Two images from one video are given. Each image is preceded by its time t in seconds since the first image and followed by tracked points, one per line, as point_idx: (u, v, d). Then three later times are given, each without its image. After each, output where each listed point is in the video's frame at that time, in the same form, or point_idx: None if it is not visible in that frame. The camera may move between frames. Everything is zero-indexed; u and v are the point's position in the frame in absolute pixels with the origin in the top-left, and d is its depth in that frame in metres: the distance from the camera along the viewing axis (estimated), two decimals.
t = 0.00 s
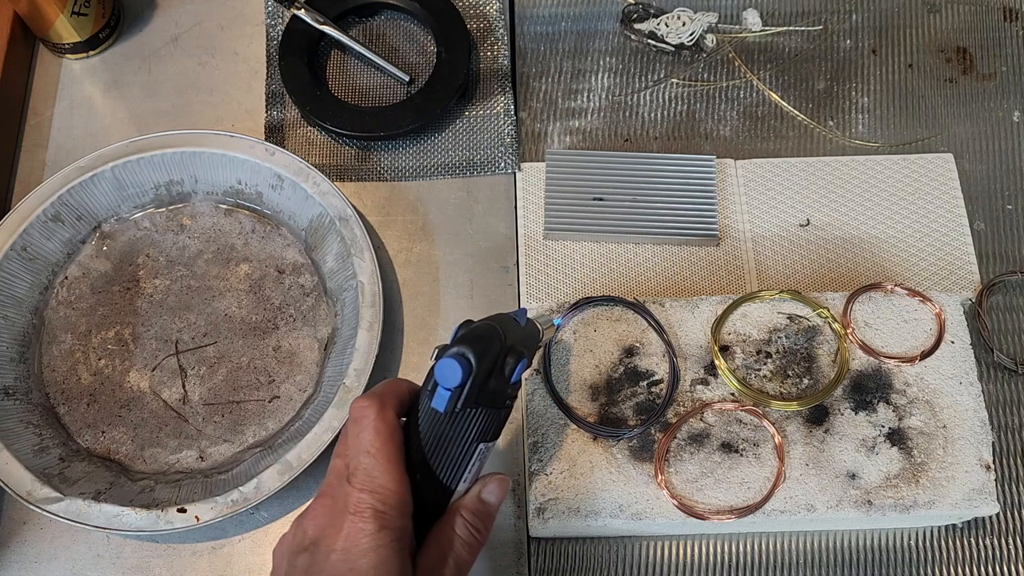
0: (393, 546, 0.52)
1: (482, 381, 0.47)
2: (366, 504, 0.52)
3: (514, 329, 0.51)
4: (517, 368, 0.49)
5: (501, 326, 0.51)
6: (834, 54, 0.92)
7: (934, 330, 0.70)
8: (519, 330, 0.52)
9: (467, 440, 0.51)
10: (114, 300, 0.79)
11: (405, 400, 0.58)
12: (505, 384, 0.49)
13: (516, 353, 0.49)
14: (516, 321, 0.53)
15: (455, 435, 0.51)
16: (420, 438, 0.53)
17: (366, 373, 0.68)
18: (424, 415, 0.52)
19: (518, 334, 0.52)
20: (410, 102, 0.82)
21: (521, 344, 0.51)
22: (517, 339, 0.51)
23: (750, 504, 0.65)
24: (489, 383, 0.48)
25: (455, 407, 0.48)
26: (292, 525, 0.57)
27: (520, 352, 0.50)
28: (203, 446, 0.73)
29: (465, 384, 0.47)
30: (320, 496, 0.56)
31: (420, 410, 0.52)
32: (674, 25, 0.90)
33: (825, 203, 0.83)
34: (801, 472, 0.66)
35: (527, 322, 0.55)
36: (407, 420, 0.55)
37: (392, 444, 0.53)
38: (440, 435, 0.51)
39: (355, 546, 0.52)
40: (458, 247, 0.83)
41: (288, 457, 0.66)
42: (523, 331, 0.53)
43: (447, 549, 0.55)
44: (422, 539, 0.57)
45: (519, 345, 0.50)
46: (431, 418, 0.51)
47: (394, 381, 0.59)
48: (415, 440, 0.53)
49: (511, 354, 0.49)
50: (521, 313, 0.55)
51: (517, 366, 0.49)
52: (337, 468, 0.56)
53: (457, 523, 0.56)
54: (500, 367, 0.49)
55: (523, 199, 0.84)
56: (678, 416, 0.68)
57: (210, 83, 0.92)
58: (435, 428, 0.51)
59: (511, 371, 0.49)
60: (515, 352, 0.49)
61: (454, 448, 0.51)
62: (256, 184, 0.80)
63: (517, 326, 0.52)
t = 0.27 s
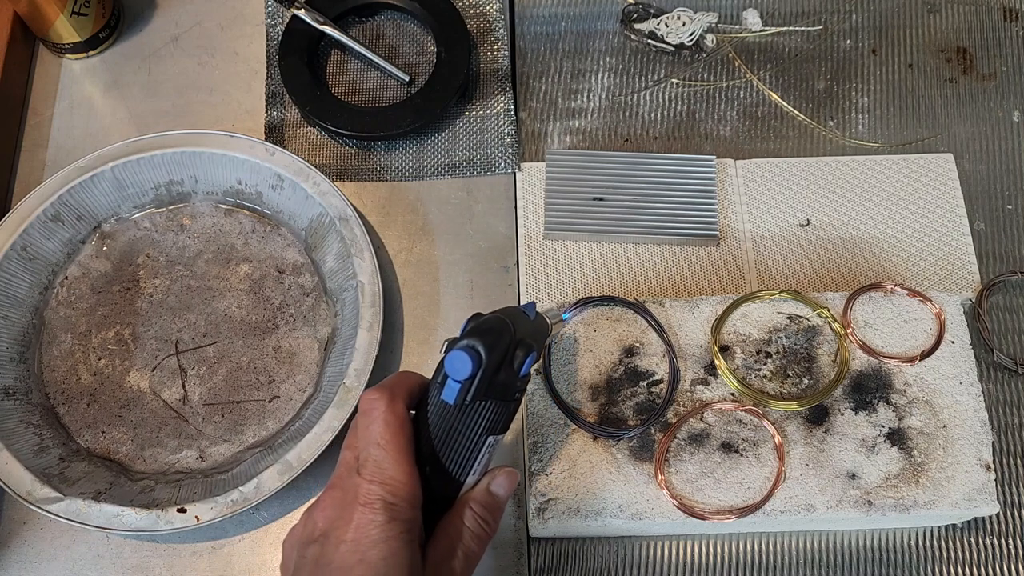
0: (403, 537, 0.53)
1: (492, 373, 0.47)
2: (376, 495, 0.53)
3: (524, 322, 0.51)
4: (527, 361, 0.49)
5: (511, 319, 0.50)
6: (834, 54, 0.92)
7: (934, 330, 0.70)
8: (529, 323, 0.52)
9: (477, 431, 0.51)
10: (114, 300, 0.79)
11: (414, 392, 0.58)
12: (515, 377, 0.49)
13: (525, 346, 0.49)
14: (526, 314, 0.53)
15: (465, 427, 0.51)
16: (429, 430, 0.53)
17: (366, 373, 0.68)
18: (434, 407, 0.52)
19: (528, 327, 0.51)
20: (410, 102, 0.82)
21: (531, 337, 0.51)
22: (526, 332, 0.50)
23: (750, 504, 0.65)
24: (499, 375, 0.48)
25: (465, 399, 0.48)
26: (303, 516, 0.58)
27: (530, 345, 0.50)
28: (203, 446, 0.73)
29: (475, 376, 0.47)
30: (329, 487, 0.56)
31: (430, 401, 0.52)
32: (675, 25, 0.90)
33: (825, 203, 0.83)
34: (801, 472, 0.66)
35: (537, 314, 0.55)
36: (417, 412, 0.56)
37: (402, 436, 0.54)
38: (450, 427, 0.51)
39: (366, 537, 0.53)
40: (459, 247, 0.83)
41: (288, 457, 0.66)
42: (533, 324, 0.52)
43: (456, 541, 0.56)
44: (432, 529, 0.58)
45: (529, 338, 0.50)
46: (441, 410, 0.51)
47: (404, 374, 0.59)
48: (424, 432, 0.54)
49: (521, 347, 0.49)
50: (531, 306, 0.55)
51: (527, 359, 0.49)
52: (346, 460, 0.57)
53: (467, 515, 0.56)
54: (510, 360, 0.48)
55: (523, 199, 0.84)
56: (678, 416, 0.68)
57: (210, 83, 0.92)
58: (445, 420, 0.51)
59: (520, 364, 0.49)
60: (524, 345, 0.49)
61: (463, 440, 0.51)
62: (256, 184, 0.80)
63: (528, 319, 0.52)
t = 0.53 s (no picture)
0: (415, 529, 0.53)
1: (506, 367, 0.48)
2: (389, 487, 0.53)
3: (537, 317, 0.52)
4: (540, 355, 0.50)
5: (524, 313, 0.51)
6: (834, 54, 0.92)
7: (934, 330, 0.70)
8: (542, 317, 0.52)
9: (489, 425, 0.52)
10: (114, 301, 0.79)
11: (426, 386, 0.58)
12: (528, 370, 0.50)
13: (538, 340, 0.50)
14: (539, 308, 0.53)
15: (478, 420, 0.51)
16: (442, 423, 0.54)
17: (366, 373, 0.68)
18: (447, 400, 0.53)
19: (541, 321, 0.52)
20: (410, 102, 0.82)
21: (544, 331, 0.51)
22: (540, 326, 0.51)
23: (750, 504, 0.65)
24: (512, 368, 0.49)
25: (479, 392, 0.49)
26: (314, 508, 0.58)
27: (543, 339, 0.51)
28: (203, 446, 0.73)
29: (488, 369, 0.47)
30: (341, 480, 0.56)
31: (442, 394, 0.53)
32: (674, 25, 0.90)
33: (825, 203, 0.83)
34: (801, 472, 0.66)
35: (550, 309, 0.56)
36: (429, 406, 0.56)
37: (414, 429, 0.54)
38: (463, 420, 0.52)
39: (378, 528, 0.52)
40: (459, 247, 0.83)
41: (288, 457, 0.66)
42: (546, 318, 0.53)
43: (468, 535, 0.56)
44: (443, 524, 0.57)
45: (542, 333, 0.51)
46: (454, 402, 0.52)
47: (416, 367, 0.60)
48: (436, 426, 0.54)
49: (534, 341, 0.50)
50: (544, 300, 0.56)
51: (540, 353, 0.50)
52: (358, 453, 0.57)
53: (479, 509, 0.57)
54: (523, 354, 0.49)
55: (523, 199, 0.84)
56: (678, 416, 0.68)
57: (210, 83, 0.92)
58: (458, 413, 0.52)
59: (533, 358, 0.50)
60: (538, 339, 0.50)
61: (476, 433, 0.52)
62: (255, 184, 0.80)
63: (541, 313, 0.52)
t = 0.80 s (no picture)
0: (428, 525, 0.53)
1: (519, 365, 0.47)
2: (402, 483, 0.53)
3: (550, 314, 0.51)
4: (553, 352, 0.49)
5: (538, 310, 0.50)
6: (834, 54, 0.92)
7: (934, 330, 0.70)
8: (555, 315, 0.51)
9: (503, 422, 0.51)
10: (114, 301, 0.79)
11: (440, 382, 0.58)
12: (542, 368, 0.49)
13: (552, 337, 0.49)
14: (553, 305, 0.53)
15: (491, 416, 0.51)
16: (456, 419, 0.53)
17: (366, 373, 0.68)
18: (461, 396, 0.52)
19: (555, 318, 0.51)
20: (411, 102, 0.82)
21: (557, 328, 0.51)
22: (554, 323, 0.50)
23: (750, 504, 0.65)
24: (525, 366, 0.48)
25: (492, 390, 0.48)
26: (327, 503, 0.57)
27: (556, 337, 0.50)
28: (203, 446, 0.73)
29: (502, 367, 0.47)
30: (354, 475, 0.56)
31: (456, 390, 0.53)
32: (674, 25, 0.90)
33: (825, 203, 0.83)
34: (801, 472, 0.66)
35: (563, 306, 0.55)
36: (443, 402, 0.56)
37: (428, 425, 0.54)
38: (476, 416, 0.52)
39: (391, 524, 0.53)
40: (459, 247, 0.83)
41: (288, 457, 0.66)
42: (560, 315, 0.52)
43: (480, 531, 0.56)
44: (455, 520, 0.57)
45: (556, 330, 0.50)
46: (468, 399, 0.52)
47: (430, 364, 0.60)
48: (450, 421, 0.54)
49: (548, 339, 0.49)
50: (557, 296, 0.55)
51: (553, 350, 0.49)
52: (370, 448, 0.57)
53: (491, 505, 0.57)
54: (537, 352, 0.48)
55: (523, 199, 0.84)
56: (678, 416, 0.68)
57: (210, 83, 0.92)
58: (472, 409, 0.52)
59: (547, 355, 0.49)
60: (551, 337, 0.49)
61: (489, 430, 0.52)
62: (255, 184, 0.80)
63: (555, 309, 0.52)
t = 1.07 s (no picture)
0: (441, 519, 0.53)
1: (534, 359, 0.49)
2: (415, 477, 0.53)
3: (564, 311, 0.53)
4: (567, 348, 0.51)
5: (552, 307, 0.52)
6: (834, 54, 0.92)
7: (934, 330, 0.70)
8: (569, 312, 0.53)
9: (516, 418, 0.52)
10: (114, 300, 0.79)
11: (453, 377, 0.58)
12: (556, 363, 0.51)
13: (566, 333, 0.51)
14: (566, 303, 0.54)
15: (505, 412, 0.52)
16: (468, 415, 0.54)
17: (366, 373, 0.68)
18: (474, 391, 0.53)
19: (568, 316, 0.53)
20: (411, 102, 0.82)
21: (570, 325, 0.52)
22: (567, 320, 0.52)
23: (750, 504, 0.65)
24: (540, 361, 0.49)
25: (507, 383, 0.49)
26: (339, 497, 0.57)
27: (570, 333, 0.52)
28: (203, 446, 0.73)
29: (517, 360, 0.48)
30: (367, 469, 0.57)
31: (468, 386, 0.54)
32: (674, 25, 0.90)
33: (825, 203, 0.83)
34: (801, 472, 0.66)
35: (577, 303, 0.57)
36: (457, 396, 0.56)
37: (442, 419, 0.54)
38: (489, 411, 0.52)
39: (404, 518, 0.53)
40: (459, 247, 0.83)
41: (288, 457, 0.66)
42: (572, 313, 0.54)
43: (492, 526, 0.56)
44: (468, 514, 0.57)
45: (569, 327, 0.52)
46: (481, 394, 0.52)
47: (442, 359, 0.60)
48: (462, 417, 0.54)
49: (562, 335, 0.51)
50: (571, 294, 0.57)
51: (567, 346, 0.51)
52: (385, 443, 0.57)
53: (503, 501, 0.56)
54: (551, 347, 0.50)
55: (523, 199, 0.84)
56: (678, 416, 0.68)
57: (210, 83, 0.92)
58: (485, 405, 0.52)
59: (561, 351, 0.51)
60: (565, 333, 0.51)
61: (502, 425, 0.52)
62: (255, 184, 0.80)
63: (569, 307, 0.54)
